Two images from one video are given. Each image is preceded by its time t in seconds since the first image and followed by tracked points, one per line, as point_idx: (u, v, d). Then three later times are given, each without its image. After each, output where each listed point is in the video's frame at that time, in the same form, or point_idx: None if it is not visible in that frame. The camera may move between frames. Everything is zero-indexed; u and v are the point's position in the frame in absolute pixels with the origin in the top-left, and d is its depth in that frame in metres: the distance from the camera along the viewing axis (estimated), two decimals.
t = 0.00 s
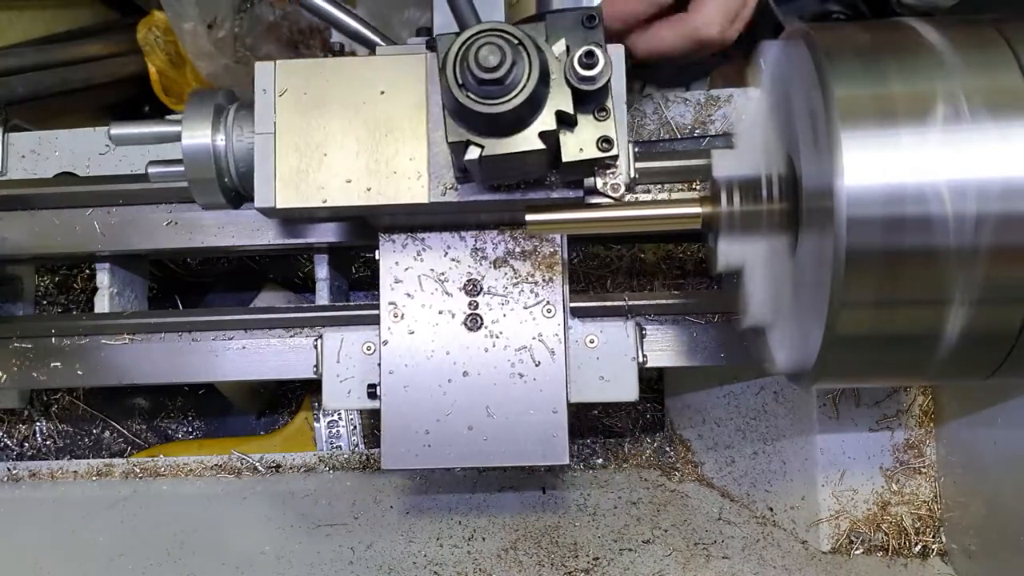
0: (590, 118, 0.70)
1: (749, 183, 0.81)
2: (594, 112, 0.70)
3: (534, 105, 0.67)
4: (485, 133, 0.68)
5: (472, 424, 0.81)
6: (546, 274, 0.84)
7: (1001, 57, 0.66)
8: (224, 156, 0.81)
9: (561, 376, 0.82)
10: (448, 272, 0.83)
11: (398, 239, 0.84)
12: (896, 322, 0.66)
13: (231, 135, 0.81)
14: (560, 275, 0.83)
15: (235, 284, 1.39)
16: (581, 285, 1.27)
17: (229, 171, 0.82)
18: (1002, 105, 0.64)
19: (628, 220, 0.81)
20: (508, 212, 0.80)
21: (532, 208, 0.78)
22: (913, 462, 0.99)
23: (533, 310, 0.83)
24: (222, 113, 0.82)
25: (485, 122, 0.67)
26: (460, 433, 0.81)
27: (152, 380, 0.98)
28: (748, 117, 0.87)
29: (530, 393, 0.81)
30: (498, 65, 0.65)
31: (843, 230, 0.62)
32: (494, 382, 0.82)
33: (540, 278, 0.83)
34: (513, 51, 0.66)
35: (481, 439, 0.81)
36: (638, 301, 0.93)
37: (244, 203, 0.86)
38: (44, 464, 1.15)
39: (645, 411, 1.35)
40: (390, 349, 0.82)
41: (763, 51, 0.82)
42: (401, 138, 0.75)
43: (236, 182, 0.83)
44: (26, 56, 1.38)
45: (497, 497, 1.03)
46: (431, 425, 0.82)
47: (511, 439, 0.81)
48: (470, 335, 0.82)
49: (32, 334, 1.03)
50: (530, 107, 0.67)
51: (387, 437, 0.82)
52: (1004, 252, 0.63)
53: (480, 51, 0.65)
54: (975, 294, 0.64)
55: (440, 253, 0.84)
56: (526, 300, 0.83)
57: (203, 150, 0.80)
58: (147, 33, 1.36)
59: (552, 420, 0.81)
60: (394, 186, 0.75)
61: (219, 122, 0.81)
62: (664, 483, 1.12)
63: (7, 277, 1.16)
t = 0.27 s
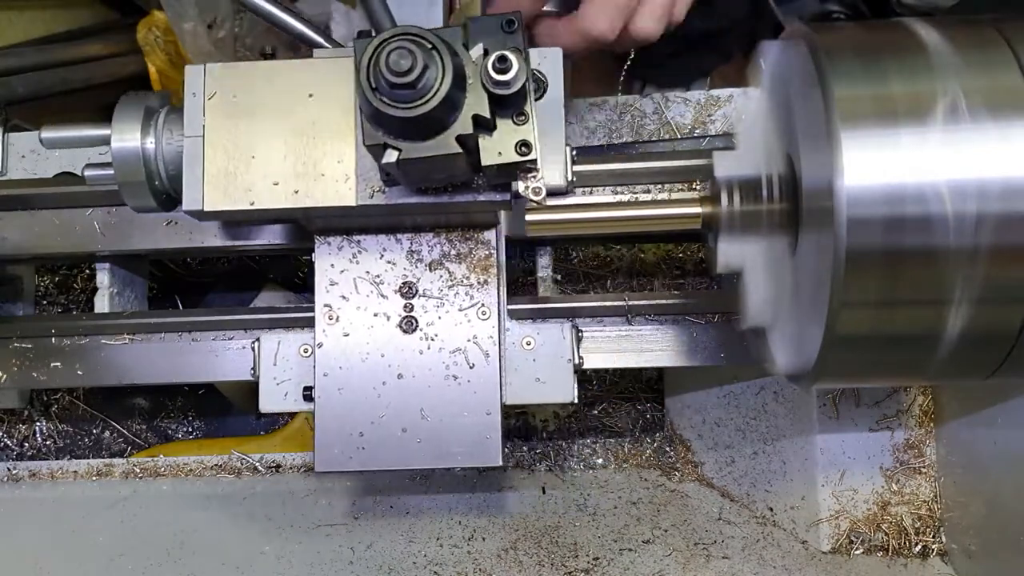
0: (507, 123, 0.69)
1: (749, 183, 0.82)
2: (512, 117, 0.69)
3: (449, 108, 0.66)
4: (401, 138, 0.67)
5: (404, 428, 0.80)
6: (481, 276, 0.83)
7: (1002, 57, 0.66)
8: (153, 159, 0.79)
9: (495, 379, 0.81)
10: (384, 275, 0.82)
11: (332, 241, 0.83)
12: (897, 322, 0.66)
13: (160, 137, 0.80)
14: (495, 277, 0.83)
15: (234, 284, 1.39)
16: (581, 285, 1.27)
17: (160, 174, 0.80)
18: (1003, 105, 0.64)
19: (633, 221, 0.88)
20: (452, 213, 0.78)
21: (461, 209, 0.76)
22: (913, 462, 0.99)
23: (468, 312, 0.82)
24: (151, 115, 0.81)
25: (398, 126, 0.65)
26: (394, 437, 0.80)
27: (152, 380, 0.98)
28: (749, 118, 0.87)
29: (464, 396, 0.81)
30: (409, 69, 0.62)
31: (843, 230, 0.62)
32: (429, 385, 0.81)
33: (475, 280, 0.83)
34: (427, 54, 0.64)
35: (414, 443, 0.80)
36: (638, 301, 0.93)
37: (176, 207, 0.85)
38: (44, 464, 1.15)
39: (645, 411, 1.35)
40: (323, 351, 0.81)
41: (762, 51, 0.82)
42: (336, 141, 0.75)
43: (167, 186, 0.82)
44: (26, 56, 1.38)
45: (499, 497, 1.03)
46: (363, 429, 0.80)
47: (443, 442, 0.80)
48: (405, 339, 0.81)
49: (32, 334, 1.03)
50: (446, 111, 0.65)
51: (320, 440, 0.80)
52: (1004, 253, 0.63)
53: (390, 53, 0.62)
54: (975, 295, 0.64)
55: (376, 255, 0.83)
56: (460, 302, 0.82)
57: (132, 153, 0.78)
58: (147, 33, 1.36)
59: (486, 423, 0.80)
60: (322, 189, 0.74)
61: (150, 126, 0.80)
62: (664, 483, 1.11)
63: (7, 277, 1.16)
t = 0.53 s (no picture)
0: (360, 129, 0.73)
1: (748, 183, 0.82)
2: (365, 124, 0.73)
3: (299, 114, 0.69)
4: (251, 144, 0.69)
5: (284, 432, 0.81)
6: (365, 280, 0.85)
7: (1004, 57, 0.66)
8: (28, 164, 0.80)
9: (376, 382, 0.82)
10: (266, 280, 0.84)
11: (214, 247, 0.85)
12: (897, 322, 0.66)
13: (35, 144, 0.81)
14: (377, 282, 0.84)
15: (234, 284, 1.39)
16: (580, 285, 1.27)
17: (36, 180, 0.81)
18: (1004, 106, 0.64)
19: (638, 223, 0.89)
20: (312, 219, 0.81)
21: (338, 214, 0.79)
22: (913, 462, 0.99)
23: (349, 317, 0.83)
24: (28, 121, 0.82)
25: (247, 132, 0.68)
26: (273, 441, 0.81)
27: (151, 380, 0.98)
28: (748, 118, 0.87)
29: (339, 400, 0.82)
30: (254, 77, 0.66)
31: (843, 230, 0.62)
32: (302, 390, 0.82)
33: (357, 284, 0.84)
34: (263, 61, 0.66)
35: (289, 447, 0.81)
36: (638, 301, 0.93)
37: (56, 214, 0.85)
38: (43, 464, 1.15)
39: (645, 411, 1.34)
40: (204, 356, 0.82)
41: (762, 51, 0.82)
42: (188, 148, 0.80)
43: (46, 192, 0.82)
44: (26, 56, 1.38)
45: (498, 497, 1.03)
46: (247, 434, 0.82)
47: (327, 447, 0.81)
48: (283, 343, 0.83)
49: (32, 334, 1.03)
50: (297, 117, 0.69)
51: (200, 444, 0.81)
52: (1004, 253, 0.63)
53: (229, 61, 0.65)
54: (975, 295, 0.64)
55: (251, 261, 0.85)
56: (345, 307, 0.84)
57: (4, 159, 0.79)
58: (147, 33, 1.37)
59: (365, 426, 0.81)
60: (192, 193, 0.78)
61: (25, 131, 0.81)
62: (664, 483, 1.11)
63: (8, 277, 1.16)
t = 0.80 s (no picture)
0: (361, 129, 0.73)
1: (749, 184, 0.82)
2: (365, 123, 0.73)
3: (300, 114, 0.69)
4: (251, 143, 0.69)
5: (284, 433, 0.81)
6: (365, 279, 0.84)
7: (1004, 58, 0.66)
8: (28, 164, 0.81)
9: (376, 382, 0.82)
10: (266, 280, 0.84)
11: (213, 247, 0.85)
12: (897, 322, 0.66)
13: (35, 144, 0.82)
14: (378, 282, 0.84)
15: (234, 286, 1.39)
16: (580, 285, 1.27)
17: (36, 180, 0.82)
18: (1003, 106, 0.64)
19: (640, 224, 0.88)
20: (313, 220, 0.81)
21: (341, 214, 0.79)
22: (913, 462, 1.00)
23: (350, 316, 0.83)
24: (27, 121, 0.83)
25: (247, 132, 0.67)
26: (273, 441, 0.81)
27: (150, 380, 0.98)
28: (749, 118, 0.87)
29: (340, 400, 0.81)
30: (255, 76, 0.65)
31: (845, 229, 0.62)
32: (303, 390, 0.82)
33: (357, 284, 0.84)
34: (263, 61, 0.66)
35: (290, 448, 0.81)
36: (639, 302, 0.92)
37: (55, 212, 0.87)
38: (43, 463, 1.15)
39: (645, 411, 1.34)
40: (204, 356, 0.82)
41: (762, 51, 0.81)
42: (188, 149, 0.80)
43: (46, 192, 0.83)
44: (26, 56, 1.38)
45: (499, 497, 1.05)
46: (246, 435, 0.81)
47: (327, 447, 0.81)
48: (283, 343, 0.82)
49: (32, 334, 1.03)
50: (298, 117, 0.69)
51: (199, 445, 0.81)
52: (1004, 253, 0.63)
53: (229, 61, 0.65)
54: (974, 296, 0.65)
55: (252, 260, 0.84)
56: (345, 306, 0.83)
57: (5, 159, 0.80)
58: (147, 33, 1.37)
59: (365, 426, 0.81)
60: (191, 194, 0.78)
61: (25, 131, 0.82)
62: (664, 483, 1.12)
63: (8, 277, 1.16)
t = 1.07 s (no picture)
0: (361, 128, 0.73)
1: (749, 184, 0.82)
2: (366, 123, 0.73)
3: (300, 114, 0.69)
4: (252, 143, 0.69)
5: (284, 433, 0.81)
6: (365, 279, 0.84)
7: (1005, 57, 0.66)
8: (28, 164, 0.81)
9: (376, 382, 0.82)
10: (266, 280, 0.84)
11: (214, 247, 0.85)
12: (896, 322, 0.66)
13: (35, 144, 0.82)
14: (377, 282, 0.84)
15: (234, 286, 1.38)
16: (581, 284, 1.27)
17: (36, 180, 0.82)
18: (1005, 105, 0.63)
19: (641, 222, 0.88)
20: (313, 220, 0.81)
21: (340, 214, 0.79)
22: (914, 461, 0.99)
23: (350, 316, 0.83)
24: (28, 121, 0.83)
25: (248, 132, 0.68)
26: (273, 441, 0.81)
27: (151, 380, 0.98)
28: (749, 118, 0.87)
29: (340, 399, 0.82)
30: (254, 76, 0.65)
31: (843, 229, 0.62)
32: (303, 390, 0.82)
33: (357, 283, 0.84)
34: (263, 61, 0.66)
35: (290, 447, 0.81)
36: (639, 301, 0.92)
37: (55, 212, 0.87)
38: (44, 464, 1.15)
39: (645, 411, 1.34)
40: (204, 355, 0.82)
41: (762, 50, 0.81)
42: (188, 148, 0.80)
43: (45, 192, 0.84)
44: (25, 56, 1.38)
45: (498, 497, 1.03)
46: (246, 434, 0.82)
47: (327, 447, 0.81)
48: (284, 343, 0.83)
49: (32, 334, 1.03)
50: (297, 117, 0.69)
51: (199, 444, 0.81)
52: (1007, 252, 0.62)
53: (229, 62, 0.65)
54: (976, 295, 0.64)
55: (253, 260, 0.85)
56: (345, 306, 0.83)
57: (5, 159, 0.80)
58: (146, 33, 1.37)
59: (364, 426, 0.81)
60: (192, 193, 0.78)
61: (25, 131, 0.82)
62: (665, 483, 1.09)
63: (8, 277, 1.16)
